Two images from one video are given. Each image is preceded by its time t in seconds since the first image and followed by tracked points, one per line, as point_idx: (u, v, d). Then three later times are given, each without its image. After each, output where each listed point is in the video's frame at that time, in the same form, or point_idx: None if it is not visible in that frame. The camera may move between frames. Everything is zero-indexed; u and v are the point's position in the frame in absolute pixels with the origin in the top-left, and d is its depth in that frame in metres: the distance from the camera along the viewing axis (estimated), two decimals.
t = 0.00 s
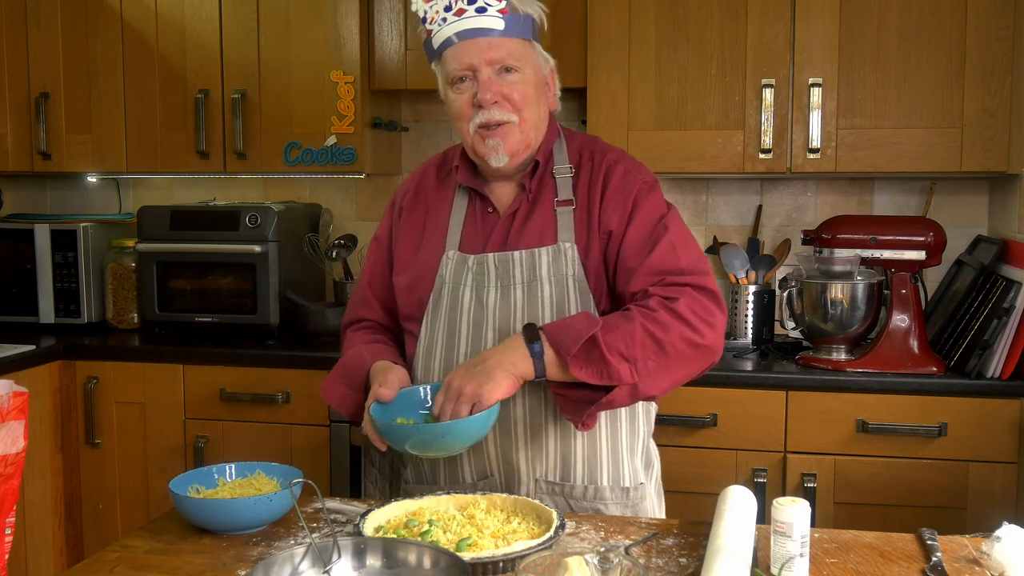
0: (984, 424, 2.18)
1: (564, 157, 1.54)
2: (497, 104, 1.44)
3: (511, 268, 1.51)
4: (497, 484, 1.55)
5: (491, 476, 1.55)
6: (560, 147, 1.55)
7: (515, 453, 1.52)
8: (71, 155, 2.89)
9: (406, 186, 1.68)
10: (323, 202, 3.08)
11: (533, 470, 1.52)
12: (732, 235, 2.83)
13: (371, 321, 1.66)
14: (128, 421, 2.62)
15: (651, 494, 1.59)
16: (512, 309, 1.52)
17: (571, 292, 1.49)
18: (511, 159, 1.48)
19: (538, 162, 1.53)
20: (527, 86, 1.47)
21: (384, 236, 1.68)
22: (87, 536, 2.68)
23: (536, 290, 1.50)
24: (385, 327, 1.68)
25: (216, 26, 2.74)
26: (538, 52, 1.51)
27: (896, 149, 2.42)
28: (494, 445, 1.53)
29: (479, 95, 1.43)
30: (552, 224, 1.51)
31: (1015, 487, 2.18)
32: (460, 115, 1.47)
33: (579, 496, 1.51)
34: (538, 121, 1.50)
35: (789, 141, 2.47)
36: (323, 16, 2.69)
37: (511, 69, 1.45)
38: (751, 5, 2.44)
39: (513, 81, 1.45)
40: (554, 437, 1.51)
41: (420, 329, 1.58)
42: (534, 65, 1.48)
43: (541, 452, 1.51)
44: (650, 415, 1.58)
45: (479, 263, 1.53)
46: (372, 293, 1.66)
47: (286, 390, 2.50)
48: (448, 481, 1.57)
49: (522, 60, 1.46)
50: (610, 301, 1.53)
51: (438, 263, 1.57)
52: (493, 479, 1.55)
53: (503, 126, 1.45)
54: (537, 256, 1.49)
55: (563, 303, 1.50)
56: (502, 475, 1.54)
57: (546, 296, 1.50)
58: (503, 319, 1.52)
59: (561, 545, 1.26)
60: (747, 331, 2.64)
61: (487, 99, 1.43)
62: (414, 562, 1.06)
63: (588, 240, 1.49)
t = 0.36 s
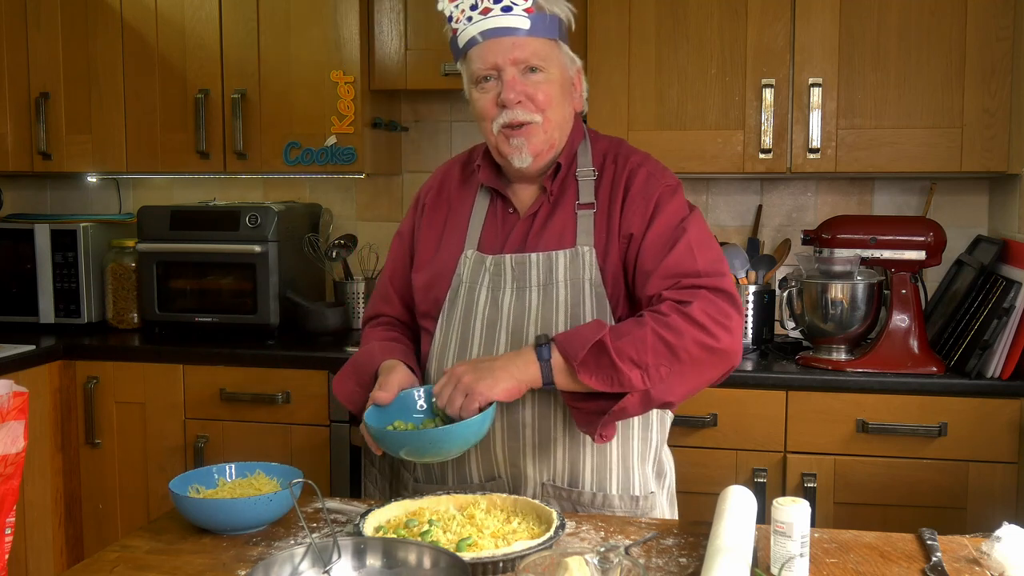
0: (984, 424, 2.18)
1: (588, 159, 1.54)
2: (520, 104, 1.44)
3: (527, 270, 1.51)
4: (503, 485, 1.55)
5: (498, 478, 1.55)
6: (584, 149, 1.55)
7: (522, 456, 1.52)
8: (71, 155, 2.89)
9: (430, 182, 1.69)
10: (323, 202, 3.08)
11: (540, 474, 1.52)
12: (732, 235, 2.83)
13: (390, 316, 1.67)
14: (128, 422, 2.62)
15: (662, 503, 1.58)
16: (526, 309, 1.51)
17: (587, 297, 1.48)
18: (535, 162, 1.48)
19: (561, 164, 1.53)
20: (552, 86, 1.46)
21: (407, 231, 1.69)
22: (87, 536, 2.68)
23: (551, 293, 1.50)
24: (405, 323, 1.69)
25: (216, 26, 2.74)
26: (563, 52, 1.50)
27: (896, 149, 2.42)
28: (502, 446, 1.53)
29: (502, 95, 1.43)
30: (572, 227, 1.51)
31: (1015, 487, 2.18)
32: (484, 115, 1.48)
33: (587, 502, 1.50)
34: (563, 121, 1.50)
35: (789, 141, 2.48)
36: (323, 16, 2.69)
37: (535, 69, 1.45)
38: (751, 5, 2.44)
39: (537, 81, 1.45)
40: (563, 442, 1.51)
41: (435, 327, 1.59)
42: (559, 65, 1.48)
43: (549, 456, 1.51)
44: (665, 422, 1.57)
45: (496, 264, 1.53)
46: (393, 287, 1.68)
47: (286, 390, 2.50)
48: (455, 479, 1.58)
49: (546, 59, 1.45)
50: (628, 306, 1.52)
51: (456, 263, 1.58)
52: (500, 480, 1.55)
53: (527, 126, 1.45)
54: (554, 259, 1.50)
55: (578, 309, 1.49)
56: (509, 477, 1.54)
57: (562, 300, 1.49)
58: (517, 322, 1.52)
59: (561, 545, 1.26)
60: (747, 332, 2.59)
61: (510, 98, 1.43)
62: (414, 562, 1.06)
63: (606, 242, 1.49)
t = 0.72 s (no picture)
0: (984, 424, 2.18)
1: (593, 161, 1.53)
2: (518, 142, 1.40)
3: (526, 271, 1.53)
4: (498, 486, 1.56)
5: (492, 479, 1.56)
6: (590, 151, 1.54)
7: (517, 458, 1.53)
8: (71, 155, 2.89)
9: (436, 178, 1.69)
10: (323, 202, 3.08)
11: (535, 475, 1.53)
12: (732, 235, 2.83)
13: (392, 310, 1.67)
14: (128, 421, 2.62)
15: (659, 505, 1.57)
16: (524, 310, 1.54)
17: (585, 300, 1.50)
18: (535, 187, 1.49)
19: (568, 171, 1.51)
20: (551, 117, 1.40)
21: (413, 224, 1.70)
22: (87, 536, 2.68)
23: (550, 295, 1.52)
24: (408, 317, 1.69)
25: (216, 26, 2.74)
26: (561, 71, 1.41)
27: (896, 149, 2.42)
28: (496, 448, 1.53)
29: (499, 136, 1.38)
30: (573, 229, 1.52)
31: (1015, 487, 2.18)
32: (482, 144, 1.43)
33: (581, 505, 1.50)
34: (563, 140, 1.46)
35: (789, 141, 2.48)
36: (323, 16, 2.69)
37: (533, 105, 1.38)
38: (751, 5, 2.44)
39: (535, 117, 1.39)
40: (558, 444, 1.51)
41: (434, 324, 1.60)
42: (557, 91, 1.40)
43: (544, 458, 1.52)
44: (662, 425, 1.57)
45: (496, 265, 1.55)
46: (397, 280, 1.68)
47: (286, 390, 2.50)
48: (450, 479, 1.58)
49: (543, 94, 1.38)
50: (627, 309, 1.51)
51: (458, 261, 1.59)
52: (494, 481, 1.56)
53: (527, 159, 1.43)
54: (554, 260, 1.51)
55: (576, 312, 1.51)
56: (503, 477, 1.55)
57: (560, 302, 1.51)
58: (516, 322, 1.54)
59: (561, 545, 1.26)
60: (747, 331, 2.60)
61: (508, 139, 1.38)
62: (414, 562, 1.06)
63: (606, 243, 1.49)
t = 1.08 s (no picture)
0: (984, 424, 2.18)
1: (568, 159, 1.53)
2: (486, 164, 1.42)
3: (504, 273, 1.52)
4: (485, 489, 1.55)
5: (479, 482, 1.55)
6: (565, 149, 1.55)
7: (503, 460, 1.52)
8: (70, 155, 2.89)
9: (413, 181, 1.69)
10: (322, 202, 3.08)
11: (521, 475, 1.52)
12: (731, 235, 2.83)
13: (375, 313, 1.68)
14: (128, 422, 2.62)
15: (648, 499, 1.57)
16: (504, 311, 1.53)
17: (563, 300, 1.50)
18: (508, 200, 1.51)
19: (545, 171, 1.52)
20: (517, 137, 1.41)
21: (393, 228, 1.70)
22: (87, 536, 2.68)
23: (528, 296, 1.51)
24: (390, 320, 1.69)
25: (216, 26, 2.74)
26: (523, 89, 1.40)
27: (896, 149, 2.42)
28: (481, 450, 1.53)
29: (466, 161, 1.40)
30: (550, 228, 1.52)
31: (1015, 487, 2.18)
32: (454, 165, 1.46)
33: (570, 502, 1.51)
34: (534, 152, 1.47)
35: (789, 141, 2.48)
36: (323, 16, 2.69)
37: (497, 130, 1.39)
38: (751, 5, 2.44)
39: (501, 139, 1.40)
40: (543, 443, 1.51)
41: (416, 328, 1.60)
42: (521, 111, 1.40)
43: (529, 458, 1.51)
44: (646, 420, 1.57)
45: (474, 267, 1.54)
46: (378, 285, 1.69)
47: (286, 390, 2.50)
48: (438, 483, 1.58)
49: (507, 118, 1.38)
50: (608, 307, 1.52)
51: (437, 264, 1.59)
52: (481, 484, 1.55)
53: (498, 177, 1.45)
54: (531, 260, 1.51)
55: (555, 312, 1.50)
56: (490, 480, 1.54)
57: (538, 303, 1.51)
58: (495, 324, 1.53)
59: (561, 545, 1.26)
60: (747, 331, 2.60)
61: (476, 163, 1.40)
62: (414, 562, 1.06)
63: (585, 244, 1.49)
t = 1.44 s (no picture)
0: (984, 423, 2.18)
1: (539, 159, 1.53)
2: (455, 170, 1.42)
3: (479, 274, 1.52)
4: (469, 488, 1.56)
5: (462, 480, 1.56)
6: (536, 148, 1.54)
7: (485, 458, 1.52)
8: (70, 155, 2.89)
9: (391, 188, 1.71)
10: (322, 202, 3.08)
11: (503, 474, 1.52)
12: (731, 235, 2.83)
13: (362, 317, 1.73)
14: (127, 422, 2.62)
15: (630, 493, 1.58)
16: (479, 312, 1.52)
17: (538, 299, 1.49)
18: (481, 202, 1.52)
19: (515, 172, 1.52)
20: (483, 140, 1.42)
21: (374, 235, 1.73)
22: (87, 537, 2.68)
23: (503, 296, 1.50)
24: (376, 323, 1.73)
25: (216, 26, 2.74)
26: (484, 93, 1.41)
27: (897, 149, 2.42)
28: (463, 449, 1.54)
29: (435, 169, 1.41)
30: (523, 228, 1.52)
31: (1016, 487, 2.18)
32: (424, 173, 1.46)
33: (551, 499, 1.51)
34: (503, 153, 1.48)
35: (789, 141, 2.48)
36: (322, 15, 2.69)
37: (462, 135, 1.39)
38: (751, 5, 2.44)
39: (467, 144, 1.40)
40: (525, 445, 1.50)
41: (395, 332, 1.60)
42: (485, 114, 1.41)
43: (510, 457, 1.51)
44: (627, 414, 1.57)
45: (450, 270, 1.54)
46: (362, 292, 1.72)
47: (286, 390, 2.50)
48: (422, 484, 1.59)
49: (471, 122, 1.39)
50: (584, 305, 1.51)
51: (414, 267, 1.59)
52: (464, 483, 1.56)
53: (468, 181, 1.45)
54: (505, 262, 1.50)
55: (530, 310, 1.50)
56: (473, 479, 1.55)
57: (513, 302, 1.50)
58: (471, 326, 1.52)
59: (561, 545, 1.26)
60: (748, 331, 2.63)
61: (445, 171, 1.41)
62: (414, 562, 1.06)
63: (558, 244, 1.49)
